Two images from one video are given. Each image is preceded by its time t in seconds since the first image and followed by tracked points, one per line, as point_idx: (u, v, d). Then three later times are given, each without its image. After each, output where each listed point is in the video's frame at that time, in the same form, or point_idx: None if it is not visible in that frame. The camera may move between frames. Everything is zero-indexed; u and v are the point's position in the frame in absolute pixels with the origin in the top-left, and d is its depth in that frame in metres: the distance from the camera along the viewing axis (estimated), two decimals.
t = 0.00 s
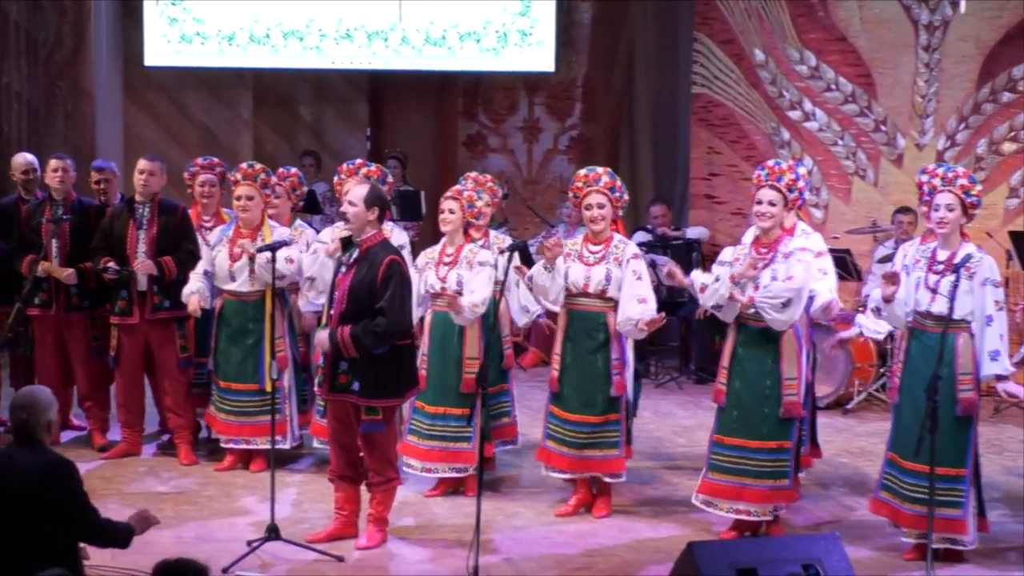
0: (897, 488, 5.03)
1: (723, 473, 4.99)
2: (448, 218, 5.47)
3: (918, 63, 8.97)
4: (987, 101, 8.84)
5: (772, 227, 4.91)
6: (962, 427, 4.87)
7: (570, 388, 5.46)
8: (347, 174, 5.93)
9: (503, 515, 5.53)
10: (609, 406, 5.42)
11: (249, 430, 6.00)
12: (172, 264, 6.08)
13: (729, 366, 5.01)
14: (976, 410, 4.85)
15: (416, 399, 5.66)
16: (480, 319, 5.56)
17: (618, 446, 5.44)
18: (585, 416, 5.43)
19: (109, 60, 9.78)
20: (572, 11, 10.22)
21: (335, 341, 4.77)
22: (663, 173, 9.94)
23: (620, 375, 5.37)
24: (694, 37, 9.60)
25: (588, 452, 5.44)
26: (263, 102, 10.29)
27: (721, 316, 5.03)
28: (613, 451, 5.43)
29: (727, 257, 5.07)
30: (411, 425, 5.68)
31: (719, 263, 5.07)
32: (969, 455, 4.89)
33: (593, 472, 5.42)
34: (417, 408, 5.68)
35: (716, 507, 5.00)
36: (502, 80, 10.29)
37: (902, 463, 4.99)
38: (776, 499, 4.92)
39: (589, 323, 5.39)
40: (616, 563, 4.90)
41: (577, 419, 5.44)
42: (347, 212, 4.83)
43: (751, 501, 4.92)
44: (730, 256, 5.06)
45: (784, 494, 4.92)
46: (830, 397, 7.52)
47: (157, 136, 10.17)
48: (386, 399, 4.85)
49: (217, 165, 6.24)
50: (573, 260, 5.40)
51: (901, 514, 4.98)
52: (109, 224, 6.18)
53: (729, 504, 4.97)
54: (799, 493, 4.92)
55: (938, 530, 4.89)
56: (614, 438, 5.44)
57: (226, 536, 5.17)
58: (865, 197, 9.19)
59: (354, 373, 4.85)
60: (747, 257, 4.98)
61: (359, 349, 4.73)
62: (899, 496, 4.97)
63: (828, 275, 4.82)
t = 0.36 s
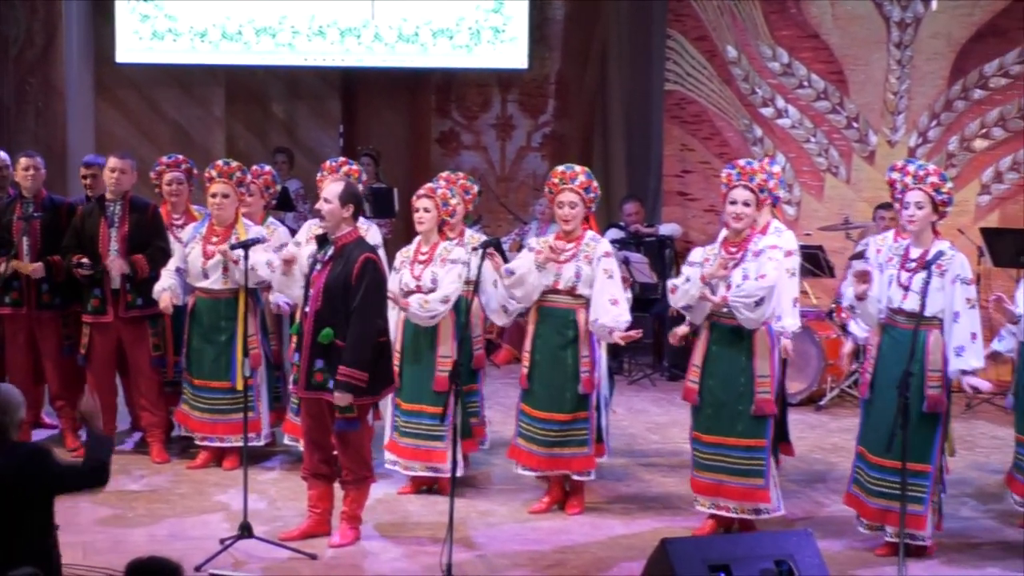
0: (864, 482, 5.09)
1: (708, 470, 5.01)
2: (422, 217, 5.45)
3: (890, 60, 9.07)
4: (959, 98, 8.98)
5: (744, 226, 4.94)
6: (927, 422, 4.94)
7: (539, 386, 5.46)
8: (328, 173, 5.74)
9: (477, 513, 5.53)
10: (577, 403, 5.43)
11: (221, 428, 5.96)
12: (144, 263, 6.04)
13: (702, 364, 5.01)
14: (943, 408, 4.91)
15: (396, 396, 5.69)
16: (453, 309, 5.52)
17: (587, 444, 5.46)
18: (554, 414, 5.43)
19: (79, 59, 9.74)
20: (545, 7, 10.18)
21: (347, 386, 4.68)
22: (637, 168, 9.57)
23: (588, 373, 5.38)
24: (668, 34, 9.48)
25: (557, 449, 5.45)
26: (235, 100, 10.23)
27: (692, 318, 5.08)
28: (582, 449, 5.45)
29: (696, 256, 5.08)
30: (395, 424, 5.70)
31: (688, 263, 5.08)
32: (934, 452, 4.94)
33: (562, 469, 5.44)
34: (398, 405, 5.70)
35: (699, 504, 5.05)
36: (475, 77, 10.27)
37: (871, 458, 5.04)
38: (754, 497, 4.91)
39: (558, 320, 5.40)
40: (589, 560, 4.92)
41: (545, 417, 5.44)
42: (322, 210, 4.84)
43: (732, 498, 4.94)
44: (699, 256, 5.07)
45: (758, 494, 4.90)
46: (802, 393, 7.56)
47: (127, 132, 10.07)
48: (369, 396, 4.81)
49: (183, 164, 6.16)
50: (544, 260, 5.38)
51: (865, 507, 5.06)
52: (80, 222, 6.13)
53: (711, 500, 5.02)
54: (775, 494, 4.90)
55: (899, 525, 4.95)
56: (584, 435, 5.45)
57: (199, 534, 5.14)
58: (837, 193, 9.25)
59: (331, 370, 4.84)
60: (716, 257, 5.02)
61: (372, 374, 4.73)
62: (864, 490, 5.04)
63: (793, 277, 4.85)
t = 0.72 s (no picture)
0: (851, 482, 5.09)
1: (677, 467, 5.02)
2: (397, 215, 5.40)
3: (862, 57, 9.09)
4: (930, 95, 8.99)
5: (718, 222, 4.99)
6: (917, 416, 4.98)
7: (516, 383, 5.46)
8: (305, 170, 5.55)
9: (451, 510, 5.52)
10: (555, 398, 5.44)
11: (194, 426, 5.91)
12: (119, 262, 5.98)
13: (674, 361, 5.00)
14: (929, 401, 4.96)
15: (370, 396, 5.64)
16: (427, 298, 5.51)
17: (567, 439, 5.47)
18: (532, 411, 5.43)
19: (52, 59, 9.67)
20: (518, 5, 10.16)
21: (349, 387, 4.71)
22: (610, 166, 9.83)
23: (564, 367, 5.37)
24: (639, 31, 9.59)
25: (539, 446, 5.45)
26: (207, 98, 10.16)
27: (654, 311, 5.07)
28: (563, 444, 5.46)
29: (671, 247, 5.12)
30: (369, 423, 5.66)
31: (662, 253, 5.12)
32: (926, 446, 5.00)
33: (541, 466, 5.44)
34: (371, 404, 5.65)
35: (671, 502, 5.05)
36: (448, 74, 10.24)
37: (856, 457, 5.05)
38: (726, 495, 4.93)
39: (530, 317, 5.39)
40: (562, 557, 4.94)
41: (526, 415, 5.44)
42: (296, 208, 4.83)
43: (709, 495, 4.95)
44: (674, 247, 5.10)
45: (733, 490, 4.93)
46: (775, 390, 7.58)
47: (99, 129, 10.00)
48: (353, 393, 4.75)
49: (168, 161, 6.08)
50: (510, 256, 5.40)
51: (857, 506, 5.06)
52: (51, 220, 6.06)
53: (686, 498, 5.02)
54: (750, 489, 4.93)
55: (896, 521, 5.00)
56: (563, 431, 5.47)
57: (172, 532, 5.11)
58: (810, 190, 9.29)
59: (305, 369, 4.81)
60: (692, 252, 5.04)
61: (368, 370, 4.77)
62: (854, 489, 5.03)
63: (771, 265, 4.88)
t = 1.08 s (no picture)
0: (819, 479, 5.13)
1: (643, 465, 5.02)
2: (369, 214, 5.43)
3: (835, 55, 9.14)
4: (903, 93, 9.05)
5: (693, 219, 4.97)
6: (884, 414, 5.02)
7: (488, 380, 5.46)
8: (281, 168, 5.40)
9: (425, 508, 5.51)
10: (526, 397, 5.42)
11: (168, 424, 5.86)
12: (90, 257, 5.95)
13: (652, 359, 4.99)
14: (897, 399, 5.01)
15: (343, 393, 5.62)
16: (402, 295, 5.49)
17: (539, 437, 5.47)
18: (502, 409, 5.42)
19: (25, 55, 9.52)
20: (492, 3, 10.16)
21: (292, 382, 4.67)
22: (584, 163, 9.86)
23: (535, 367, 5.37)
24: (612, 29, 9.64)
25: (509, 444, 5.44)
26: (181, 96, 10.12)
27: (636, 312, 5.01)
28: (533, 443, 5.45)
29: (642, 249, 5.08)
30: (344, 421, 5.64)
31: (634, 256, 5.07)
32: (891, 444, 5.04)
33: (513, 464, 5.43)
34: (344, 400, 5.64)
35: (636, 500, 5.02)
36: (421, 72, 10.23)
37: (823, 453, 5.11)
38: (698, 490, 4.99)
39: (503, 316, 5.39)
40: (536, 555, 4.96)
41: (496, 412, 5.43)
42: (272, 207, 4.81)
43: (675, 490, 4.98)
44: (646, 249, 5.07)
45: (705, 485, 4.99)
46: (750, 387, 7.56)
47: (72, 128, 9.90)
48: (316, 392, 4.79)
49: (144, 159, 6.02)
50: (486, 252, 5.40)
51: (823, 504, 5.10)
52: (23, 218, 5.99)
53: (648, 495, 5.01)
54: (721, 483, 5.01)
55: (866, 518, 5.05)
56: (535, 429, 5.46)
57: (146, 531, 5.08)
58: (783, 188, 9.34)
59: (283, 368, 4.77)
60: (665, 252, 5.02)
61: (317, 371, 4.73)
62: (823, 486, 5.08)
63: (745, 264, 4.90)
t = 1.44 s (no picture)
0: (787, 474, 5.25)
1: (632, 465, 5.02)
2: (346, 213, 5.38)
3: (811, 53, 9.15)
4: (877, 91, 9.05)
5: (667, 217, 4.97)
6: (854, 411, 5.08)
7: (458, 377, 5.46)
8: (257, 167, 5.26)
9: (402, 506, 5.50)
10: (495, 397, 5.42)
11: (147, 423, 5.82)
12: (64, 257, 5.89)
13: (635, 358, 5.00)
14: (867, 398, 5.05)
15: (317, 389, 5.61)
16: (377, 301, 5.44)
17: (505, 437, 5.45)
18: (470, 406, 5.43)
19: None
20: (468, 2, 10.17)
21: (284, 381, 4.65)
22: (560, 162, 9.93)
23: (504, 367, 5.37)
24: (589, 27, 9.66)
25: (475, 441, 5.44)
26: (155, 93, 10.00)
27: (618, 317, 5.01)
28: (500, 442, 5.44)
29: (615, 253, 5.02)
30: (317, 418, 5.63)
31: (608, 261, 5.01)
32: (858, 442, 5.09)
33: (480, 461, 5.43)
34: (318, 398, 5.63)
35: (628, 501, 5.02)
36: (397, 70, 10.23)
37: (793, 450, 5.21)
38: (689, 486, 5.05)
39: (476, 314, 5.39)
40: (512, 553, 4.99)
41: (463, 409, 5.44)
42: (246, 204, 4.77)
43: (673, 489, 5.02)
44: (619, 253, 5.01)
45: (695, 481, 5.05)
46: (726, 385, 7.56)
47: (47, 126, 9.85)
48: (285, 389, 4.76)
49: (117, 157, 5.93)
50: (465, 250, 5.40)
51: (789, 498, 5.23)
52: None
53: (643, 495, 5.02)
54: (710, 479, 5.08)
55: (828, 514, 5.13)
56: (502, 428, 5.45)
57: (120, 530, 5.05)
58: (758, 186, 9.39)
59: (254, 366, 4.75)
60: (640, 253, 4.98)
61: (305, 367, 4.72)
62: (788, 482, 5.20)
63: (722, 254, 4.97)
